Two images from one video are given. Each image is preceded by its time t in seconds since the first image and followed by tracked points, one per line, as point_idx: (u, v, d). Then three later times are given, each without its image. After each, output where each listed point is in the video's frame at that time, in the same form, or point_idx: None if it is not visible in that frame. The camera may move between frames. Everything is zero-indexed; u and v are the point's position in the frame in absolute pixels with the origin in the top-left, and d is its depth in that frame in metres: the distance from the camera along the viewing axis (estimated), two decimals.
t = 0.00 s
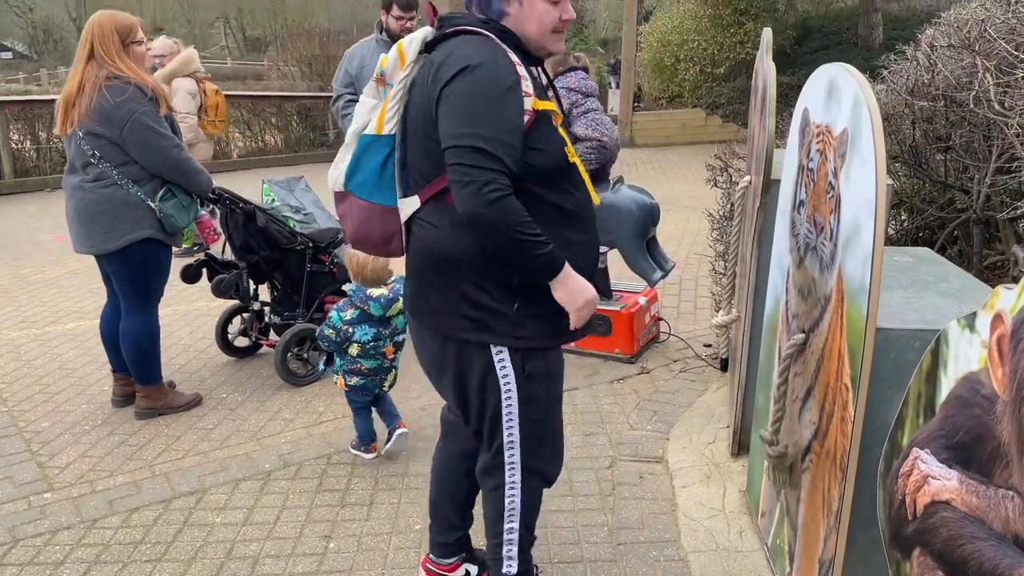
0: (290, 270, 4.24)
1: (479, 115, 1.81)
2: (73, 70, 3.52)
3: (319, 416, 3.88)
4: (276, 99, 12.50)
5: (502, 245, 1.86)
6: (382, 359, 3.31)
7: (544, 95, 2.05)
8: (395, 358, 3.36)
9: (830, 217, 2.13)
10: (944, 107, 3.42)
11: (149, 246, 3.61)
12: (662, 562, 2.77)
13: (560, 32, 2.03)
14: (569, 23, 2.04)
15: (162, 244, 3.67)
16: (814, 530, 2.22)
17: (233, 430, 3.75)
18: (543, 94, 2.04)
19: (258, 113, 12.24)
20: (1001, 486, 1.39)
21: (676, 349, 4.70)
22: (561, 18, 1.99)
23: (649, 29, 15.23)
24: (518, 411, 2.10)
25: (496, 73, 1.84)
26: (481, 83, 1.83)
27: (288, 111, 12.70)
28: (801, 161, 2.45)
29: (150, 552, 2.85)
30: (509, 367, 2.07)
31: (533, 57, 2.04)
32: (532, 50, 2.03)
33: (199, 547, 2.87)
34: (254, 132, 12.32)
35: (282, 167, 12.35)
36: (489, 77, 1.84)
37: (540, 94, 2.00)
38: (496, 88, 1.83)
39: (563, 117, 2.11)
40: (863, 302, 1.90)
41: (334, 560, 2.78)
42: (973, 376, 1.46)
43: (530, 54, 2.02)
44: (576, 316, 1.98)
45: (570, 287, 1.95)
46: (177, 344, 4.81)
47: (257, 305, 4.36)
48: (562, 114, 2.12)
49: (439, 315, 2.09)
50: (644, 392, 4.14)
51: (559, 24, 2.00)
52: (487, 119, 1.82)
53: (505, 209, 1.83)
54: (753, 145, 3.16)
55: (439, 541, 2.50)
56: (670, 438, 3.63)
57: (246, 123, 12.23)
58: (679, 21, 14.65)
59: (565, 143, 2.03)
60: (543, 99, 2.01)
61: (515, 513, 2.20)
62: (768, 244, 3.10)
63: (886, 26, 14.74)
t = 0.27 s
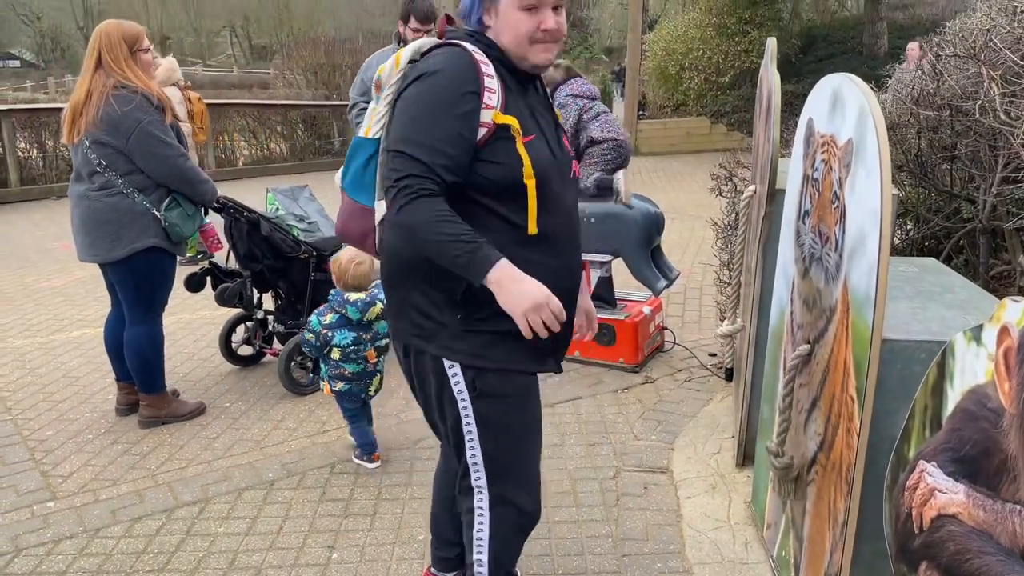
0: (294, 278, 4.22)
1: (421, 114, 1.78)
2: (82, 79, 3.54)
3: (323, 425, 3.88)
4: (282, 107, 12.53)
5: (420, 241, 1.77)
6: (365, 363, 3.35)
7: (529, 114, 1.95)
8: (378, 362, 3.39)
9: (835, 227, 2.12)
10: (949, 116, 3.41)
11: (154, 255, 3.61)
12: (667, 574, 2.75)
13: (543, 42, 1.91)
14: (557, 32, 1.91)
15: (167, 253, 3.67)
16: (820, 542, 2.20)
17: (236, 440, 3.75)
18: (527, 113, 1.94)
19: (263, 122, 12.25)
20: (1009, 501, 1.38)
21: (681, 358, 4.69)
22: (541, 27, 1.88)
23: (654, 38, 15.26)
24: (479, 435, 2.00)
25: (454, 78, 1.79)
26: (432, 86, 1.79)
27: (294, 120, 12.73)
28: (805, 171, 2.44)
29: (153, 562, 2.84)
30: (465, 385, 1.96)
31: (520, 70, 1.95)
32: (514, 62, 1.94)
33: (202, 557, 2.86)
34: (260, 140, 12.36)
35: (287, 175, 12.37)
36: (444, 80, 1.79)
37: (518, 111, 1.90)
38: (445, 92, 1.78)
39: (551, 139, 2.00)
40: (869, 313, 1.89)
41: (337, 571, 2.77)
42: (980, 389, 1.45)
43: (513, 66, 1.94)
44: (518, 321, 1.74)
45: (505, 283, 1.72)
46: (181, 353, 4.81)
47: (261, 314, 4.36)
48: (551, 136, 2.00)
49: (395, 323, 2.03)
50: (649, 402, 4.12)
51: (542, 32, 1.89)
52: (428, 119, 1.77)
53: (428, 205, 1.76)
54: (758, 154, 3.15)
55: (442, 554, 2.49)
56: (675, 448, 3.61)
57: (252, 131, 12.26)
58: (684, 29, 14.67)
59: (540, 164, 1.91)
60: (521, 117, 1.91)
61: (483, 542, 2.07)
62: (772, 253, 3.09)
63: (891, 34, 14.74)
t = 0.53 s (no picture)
0: (304, 291, 4.19)
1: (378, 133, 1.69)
2: (95, 92, 3.55)
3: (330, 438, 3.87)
4: (290, 121, 12.60)
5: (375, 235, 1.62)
6: (342, 370, 3.34)
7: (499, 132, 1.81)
8: (356, 370, 3.36)
9: (847, 242, 2.11)
10: (959, 130, 3.40)
11: (164, 267, 3.62)
12: None
13: (499, 51, 1.76)
14: (513, 38, 1.75)
15: (177, 266, 3.67)
16: (832, 559, 2.18)
17: (243, 452, 3.74)
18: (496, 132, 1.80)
19: (271, 134, 12.32)
20: None
21: (689, 372, 4.67)
22: (491, 35, 1.73)
23: (661, 52, 15.31)
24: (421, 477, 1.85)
25: (413, 102, 1.70)
26: (385, 108, 1.71)
27: (302, 132, 12.80)
28: (816, 186, 2.43)
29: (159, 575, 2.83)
30: (413, 419, 1.84)
31: (489, 86, 1.83)
32: (475, 78, 1.80)
33: (209, 570, 2.85)
34: (269, 153, 12.42)
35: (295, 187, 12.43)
36: (402, 106, 1.70)
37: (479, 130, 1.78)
38: (404, 111, 1.70)
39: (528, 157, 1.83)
40: (882, 328, 1.87)
41: None
42: (996, 406, 1.43)
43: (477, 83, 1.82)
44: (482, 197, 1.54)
45: (437, 189, 1.56)
46: (189, 365, 4.81)
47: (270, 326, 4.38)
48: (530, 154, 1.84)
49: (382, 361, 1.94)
50: (657, 416, 4.11)
51: (495, 40, 1.74)
52: (389, 138, 1.69)
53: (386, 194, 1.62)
54: (768, 168, 3.15)
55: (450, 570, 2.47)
56: (684, 463, 3.59)
57: (260, 144, 12.33)
58: (692, 43, 14.72)
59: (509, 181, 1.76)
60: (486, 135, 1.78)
61: None
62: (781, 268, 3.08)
63: (899, 49, 14.77)
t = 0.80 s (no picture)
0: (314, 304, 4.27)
1: (336, 144, 1.66)
2: (113, 107, 3.58)
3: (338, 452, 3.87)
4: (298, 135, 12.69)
5: (296, 231, 1.57)
6: (314, 381, 3.38)
7: (472, 154, 1.68)
8: (331, 383, 3.40)
9: (857, 259, 2.12)
10: (968, 147, 3.40)
11: (177, 281, 3.64)
12: None
13: (471, 63, 1.67)
14: (486, 48, 1.66)
15: (190, 280, 3.69)
16: None
17: (252, 466, 3.75)
18: (469, 153, 1.68)
19: (280, 149, 12.41)
20: None
21: (697, 388, 4.66)
22: (460, 46, 1.65)
23: (667, 68, 15.40)
24: (402, 523, 1.75)
25: (380, 117, 1.69)
26: (352, 124, 1.67)
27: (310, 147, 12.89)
28: (825, 202, 2.44)
29: None
30: (393, 459, 1.75)
31: (472, 103, 1.73)
32: (451, 94, 1.72)
33: None
34: (277, 167, 12.50)
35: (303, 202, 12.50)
36: (371, 125, 1.67)
37: (454, 151, 1.66)
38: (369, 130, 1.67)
39: (504, 183, 1.69)
40: (892, 345, 1.87)
41: None
42: (1008, 422, 1.43)
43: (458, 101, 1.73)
44: (403, 158, 1.47)
45: (365, 163, 1.51)
46: (197, 378, 4.83)
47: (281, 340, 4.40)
48: (507, 178, 1.70)
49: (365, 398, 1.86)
50: (665, 431, 4.10)
51: (465, 52, 1.65)
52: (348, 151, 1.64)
53: (313, 182, 1.56)
54: (776, 185, 3.16)
55: None
56: (692, 479, 3.58)
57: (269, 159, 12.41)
58: (698, 60, 14.81)
59: (475, 207, 1.63)
60: (459, 156, 1.66)
61: None
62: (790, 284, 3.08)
63: (905, 66, 14.81)
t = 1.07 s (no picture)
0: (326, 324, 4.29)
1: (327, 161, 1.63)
2: (133, 134, 3.64)
3: (348, 474, 3.88)
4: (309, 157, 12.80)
5: (284, 244, 1.52)
6: (287, 402, 3.48)
7: (452, 186, 1.60)
8: (304, 404, 3.48)
9: (869, 284, 2.13)
10: (977, 173, 3.42)
11: (193, 302, 3.67)
12: None
13: (464, 92, 1.56)
14: (482, 76, 1.56)
15: (206, 301, 3.72)
16: None
17: (263, 487, 3.76)
18: (450, 186, 1.60)
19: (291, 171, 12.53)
20: None
21: (708, 412, 4.66)
22: (452, 73, 1.54)
23: (675, 92, 15.50)
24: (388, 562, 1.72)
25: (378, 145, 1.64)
26: (345, 144, 1.64)
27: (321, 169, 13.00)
28: (836, 228, 2.46)
29: None
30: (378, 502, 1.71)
31: (468, 134, 1.63)
32: (446, 125, 1.62)
33: None
34: (289, 189, 12.60)
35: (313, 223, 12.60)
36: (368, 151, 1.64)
37: (431, 183, 1.59)
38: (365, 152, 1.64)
39: (483, 219, 1.59)
40: (905, 372, 1.87)
41: None
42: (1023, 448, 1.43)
43: (455, 133, 1.63)
44: (387, 161, 1.41)
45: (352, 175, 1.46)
46: (208, 399, 4.85)
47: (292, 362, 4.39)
48: (488, 214, 1.60)
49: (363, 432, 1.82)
50: (675, 455, 4.10)
51: (459, 79, 1.55)
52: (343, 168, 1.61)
53: (302, 200, 1.51)
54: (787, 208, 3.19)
55: None
56: (703, 503, 3.57)
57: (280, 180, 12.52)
58: (706, 83, 14.86)
59: (444, 244, 1.55)
60: (434, 189, 1.59)
61: None
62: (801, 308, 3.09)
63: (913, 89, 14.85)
